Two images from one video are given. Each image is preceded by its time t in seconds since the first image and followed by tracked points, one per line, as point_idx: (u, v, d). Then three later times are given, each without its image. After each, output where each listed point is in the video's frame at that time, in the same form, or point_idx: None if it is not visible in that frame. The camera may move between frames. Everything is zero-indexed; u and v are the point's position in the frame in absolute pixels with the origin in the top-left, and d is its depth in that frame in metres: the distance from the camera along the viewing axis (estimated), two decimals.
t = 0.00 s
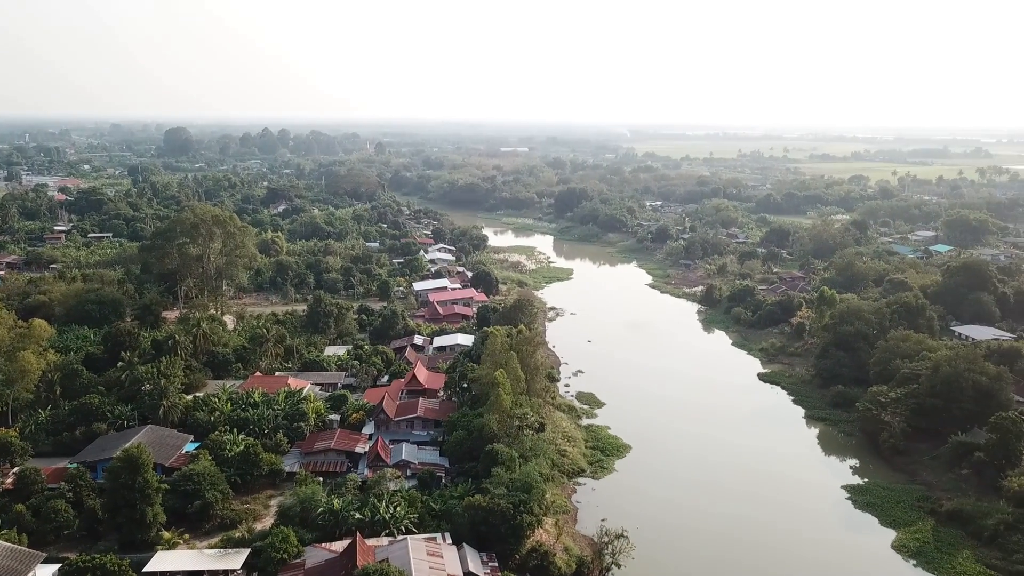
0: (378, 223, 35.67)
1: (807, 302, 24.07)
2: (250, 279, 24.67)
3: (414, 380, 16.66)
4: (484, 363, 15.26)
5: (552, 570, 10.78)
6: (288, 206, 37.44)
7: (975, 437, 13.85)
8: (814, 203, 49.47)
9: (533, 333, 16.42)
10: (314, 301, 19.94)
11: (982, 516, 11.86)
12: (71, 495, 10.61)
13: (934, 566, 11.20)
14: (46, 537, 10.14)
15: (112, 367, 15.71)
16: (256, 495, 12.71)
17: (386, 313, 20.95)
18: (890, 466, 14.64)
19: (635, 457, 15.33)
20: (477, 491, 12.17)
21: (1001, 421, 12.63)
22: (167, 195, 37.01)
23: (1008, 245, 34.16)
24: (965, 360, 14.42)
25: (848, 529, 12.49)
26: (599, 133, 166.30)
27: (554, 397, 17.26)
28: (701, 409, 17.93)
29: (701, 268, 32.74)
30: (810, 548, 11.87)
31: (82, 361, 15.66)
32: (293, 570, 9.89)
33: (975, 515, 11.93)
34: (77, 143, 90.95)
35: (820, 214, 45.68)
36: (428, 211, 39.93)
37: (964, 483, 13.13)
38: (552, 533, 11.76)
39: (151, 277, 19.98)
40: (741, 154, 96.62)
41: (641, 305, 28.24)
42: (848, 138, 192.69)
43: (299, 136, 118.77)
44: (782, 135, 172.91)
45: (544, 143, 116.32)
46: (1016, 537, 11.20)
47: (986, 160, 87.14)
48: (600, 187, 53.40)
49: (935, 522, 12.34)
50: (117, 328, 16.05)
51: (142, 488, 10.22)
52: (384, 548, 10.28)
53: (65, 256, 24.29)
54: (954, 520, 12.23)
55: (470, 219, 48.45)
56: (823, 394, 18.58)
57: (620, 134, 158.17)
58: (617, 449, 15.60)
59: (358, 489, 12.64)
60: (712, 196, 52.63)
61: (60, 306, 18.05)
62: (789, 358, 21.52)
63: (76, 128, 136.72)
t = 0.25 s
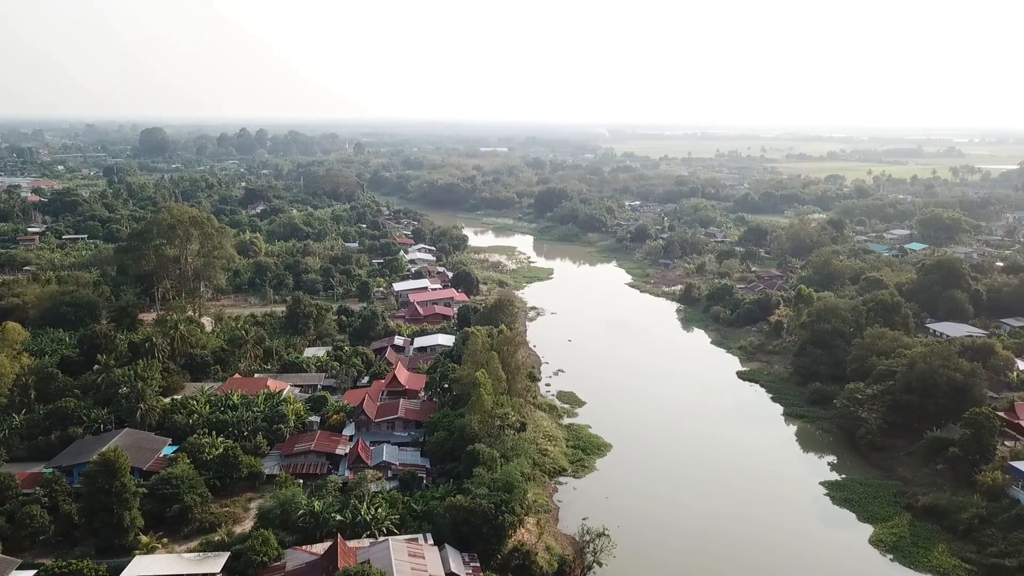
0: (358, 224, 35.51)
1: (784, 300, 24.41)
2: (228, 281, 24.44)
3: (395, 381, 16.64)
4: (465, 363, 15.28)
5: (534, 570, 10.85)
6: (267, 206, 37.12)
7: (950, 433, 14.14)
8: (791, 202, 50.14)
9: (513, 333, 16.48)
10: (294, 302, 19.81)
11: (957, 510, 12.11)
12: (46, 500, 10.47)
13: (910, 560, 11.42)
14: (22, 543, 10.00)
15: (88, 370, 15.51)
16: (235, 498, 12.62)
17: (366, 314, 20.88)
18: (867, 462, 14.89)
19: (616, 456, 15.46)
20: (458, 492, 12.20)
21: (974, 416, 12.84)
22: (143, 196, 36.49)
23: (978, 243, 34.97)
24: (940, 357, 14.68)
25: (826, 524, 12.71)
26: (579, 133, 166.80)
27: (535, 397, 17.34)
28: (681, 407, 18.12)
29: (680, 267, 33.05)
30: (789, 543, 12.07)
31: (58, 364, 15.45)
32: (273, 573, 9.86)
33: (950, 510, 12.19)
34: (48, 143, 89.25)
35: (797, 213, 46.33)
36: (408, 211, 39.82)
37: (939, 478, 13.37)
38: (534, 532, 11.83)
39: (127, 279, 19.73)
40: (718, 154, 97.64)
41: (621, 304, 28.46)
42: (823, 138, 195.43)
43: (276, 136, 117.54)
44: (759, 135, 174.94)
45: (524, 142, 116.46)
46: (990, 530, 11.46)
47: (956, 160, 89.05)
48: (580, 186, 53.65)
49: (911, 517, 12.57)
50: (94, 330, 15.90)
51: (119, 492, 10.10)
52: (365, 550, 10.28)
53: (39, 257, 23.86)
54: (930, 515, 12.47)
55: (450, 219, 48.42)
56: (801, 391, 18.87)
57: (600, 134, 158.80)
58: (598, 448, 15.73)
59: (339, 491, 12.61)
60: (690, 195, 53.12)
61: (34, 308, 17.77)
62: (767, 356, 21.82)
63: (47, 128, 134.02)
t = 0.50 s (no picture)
0: (337, 224, 35.31)
1: (762, 299, 24.74)
2: (206, 282, 24.18)
3: (375, 382, 16.61)
4: (446, 363, 15.31)
5: (515, 569, 10.90)
6: (245, 207, 36.77)
7: (925, 429, 14.43)
8: (768, 202, 50.80)
9: (494, 333, 16.56)
10: (272, 303, 19.65)
11: (932, 505, 12.35)
12: (21, 506, 10.32)
13: (887, 555, 11.62)
14: None
15: (63, 374, 15.29)
16: (214, 501, 12.54)
17: (346, 315, 20.79)
18: (845, 459, 15.12)
19: (596, 455, 15.59)
20: (440, 492, 12.22)
21: (949, 412, 13.01)
22: (117, 197, 35.94)
23: (951, 241, 35.72)
24: (915, 354, 15.02)
25: (803, 519, 12.92)
26: (559, 133, 167.05)
27: (516, 397, 17.41)
28: (660, 406, 18.31)
29: (659, 266, 33.35)
30: (768, 539, 12.24)
31: (32, 368, 15.21)
32: None
33: (925, 505, 12.42)
34: (18, 143, 87.50)
35: (775, 212, 46.97)
36: (388, 211, 39.69)
37: (915, 473, 13.59)
38: (515, 532, 11.88)
39: (103, 281, 19.46)
40: (696, 154, 98.57)
41: (601, 304, 28.65)
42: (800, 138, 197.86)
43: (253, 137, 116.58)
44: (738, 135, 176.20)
45: (504, 142, 116.41)
46: (964, 525, 11.70)
47: (929, 159, 90.78)
48: (559, 186, 53.86)
49: (887, 513, 12.80)
50: (68, 333, 15.68)
51: (95, 497, 9.98)
52: (346, 552, 10.27)
53: (11, 259, 23.40)
54: (906, 510, 12.70)
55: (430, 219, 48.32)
56: (779, 389, 19.17)
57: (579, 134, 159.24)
58: (579, 447, 15.85)
59: (320, 493, 12.58)
60: (669, 195, 53.58)
61: (6, 311, 17.46)
62: (746, 354, 22.12)
63: (16, 127, 131.16)
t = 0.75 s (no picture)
0: (316, 225, 35.08)
1: (741, 297, 25.05)
2: (183, 284, 23.91)
3: (356, 383, 16.57)
4: (427, 364, 15.33)
5: (497, 569, 10.95)
6: (222, 208, 36.39)
7: (901, 425, 14.70)
8: (747, 201, 51.41)
9: (475, 333, 16.61)
10: (251, 304, 19.48)
11: (908, 500, 12.59)
12: None
13: (865, 550, 11.80)
14: None
15: (37, 378, 15.05)
16: (193, 504, 12.44)
17: (326, 316, 20.69)
18: (823, 456, 15.35)
19: (577, 454, 15.70)
20: (421, 493, 12.25)
21: (925, 409, 13.24)
22: (92, 198, 35.39)
23: (924, 240, 36.42)
24: (891, 352, 15.35)
25: (782, 515, 13.11)
26: (539, 133, 167.15)
27: (497, 397, 17.47)
28: (640, 405, 18.48)
29: (639, 266, 33.61)
30: (748, 535, 12.41)
31: (5, 371, 14.96)
32: None
33: (901, 500, 12.66)
34: None
35: (753, 212, 47.57)
36: (367, 212, 39.53)
37: (893, 470, 13.88)
38: (497, 532, 11.94)
39: (78, 283, 19.17)
40: (675, 154, 99.36)
41: (582, 303, 28.80)
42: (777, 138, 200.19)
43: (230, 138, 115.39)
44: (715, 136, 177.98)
45: (483, 142, 116.36)
46: (939, 519, 11.94)
47: (902, 159, 92.45)
48: (539, 186, 54.02)
49: (865, 509, 13.02)
50: (42, 336, 15.44)
51: (71, 501, 9.86)
52: (328, 554, 10.25)
53: None
54: (883, 505, 12.93)
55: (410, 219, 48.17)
56: (757, 386, 19.44)
57: (559, 134, 159.63)
58: (560, 446, 15.96)
59: (300, 495, 12.53)
60: (648, 195, 53.99)
61: None
62: (725, 353, 22.39)
63: None
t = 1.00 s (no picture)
0: (295, 225, 34.84)
1: (720, 296, 25.35)
2: (160, 285, 23.65)
3: (336, 384, 16.53)
4: (408, 365, 15.32)
5: (479, 569, 11.00)
6: (200, 208, 36.00)
7: (878, 422, 14.96)
8: (725, 200, 51.98)
9: (456, 333, 16.64)
10: (230, 306, 19.32)
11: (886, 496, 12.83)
12: None
13: (843, 546, 11.99)
14: None
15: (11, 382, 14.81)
16: (172, 507, 12.33)
17: (305, 317, 20.58)
18: (803, 453, 15.64)
19: (559, 453, 15.80)
20: (403, 494, 12.26)
21: (902, 405, 13.52)
22: (65, 198, 34.82)
23: (900, 239, 37.14)
24: (868, 349, 15.63)
25: (762, 512, 13.30)
26: (519, 133, 167.39)
27: (479, 397, 17.52)
28: (620, 403, 18.64)
29: (619, 265, 33.84)
30: (730, 532, 12.58)
31: None
32: None
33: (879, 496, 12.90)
34: None
35: (731, 211, 48.13)
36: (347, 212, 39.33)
37: (869, 466, 14.15)
38: (479, 532, 11.98)
39: (53, 285, 18.88)
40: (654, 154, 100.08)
41: (562, 303, 28.97)
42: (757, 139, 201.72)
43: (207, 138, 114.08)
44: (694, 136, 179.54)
45: (463, 142, 116.09)
46: (916, 514, 12.20)
47: (877, 159, 94.02)
48: (520, 186, 54.13)
49: (843, 504, 13.23)
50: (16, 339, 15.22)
51: (48, 507, 9.73)
52: (308, 556, 10.23)
53: None
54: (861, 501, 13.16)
55: (390, 219, 48.00)
56: (737, 384, 19.70)
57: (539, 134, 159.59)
58: (541, 446, 16.04)
59: (281, 497, 12.49)
60: (628, 194, 54.35)
61: None
62: (705, 351, 22.64)
63: None
